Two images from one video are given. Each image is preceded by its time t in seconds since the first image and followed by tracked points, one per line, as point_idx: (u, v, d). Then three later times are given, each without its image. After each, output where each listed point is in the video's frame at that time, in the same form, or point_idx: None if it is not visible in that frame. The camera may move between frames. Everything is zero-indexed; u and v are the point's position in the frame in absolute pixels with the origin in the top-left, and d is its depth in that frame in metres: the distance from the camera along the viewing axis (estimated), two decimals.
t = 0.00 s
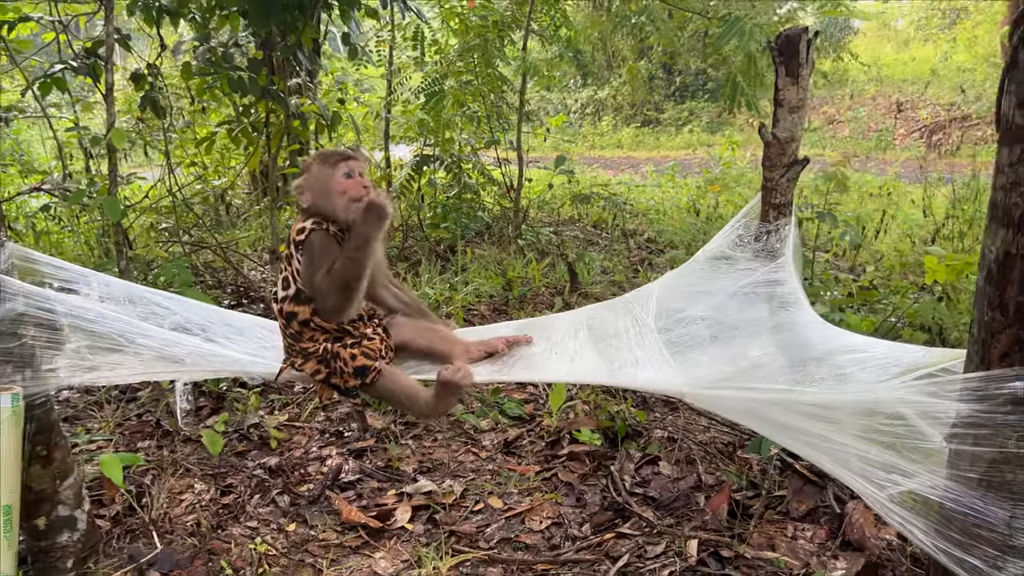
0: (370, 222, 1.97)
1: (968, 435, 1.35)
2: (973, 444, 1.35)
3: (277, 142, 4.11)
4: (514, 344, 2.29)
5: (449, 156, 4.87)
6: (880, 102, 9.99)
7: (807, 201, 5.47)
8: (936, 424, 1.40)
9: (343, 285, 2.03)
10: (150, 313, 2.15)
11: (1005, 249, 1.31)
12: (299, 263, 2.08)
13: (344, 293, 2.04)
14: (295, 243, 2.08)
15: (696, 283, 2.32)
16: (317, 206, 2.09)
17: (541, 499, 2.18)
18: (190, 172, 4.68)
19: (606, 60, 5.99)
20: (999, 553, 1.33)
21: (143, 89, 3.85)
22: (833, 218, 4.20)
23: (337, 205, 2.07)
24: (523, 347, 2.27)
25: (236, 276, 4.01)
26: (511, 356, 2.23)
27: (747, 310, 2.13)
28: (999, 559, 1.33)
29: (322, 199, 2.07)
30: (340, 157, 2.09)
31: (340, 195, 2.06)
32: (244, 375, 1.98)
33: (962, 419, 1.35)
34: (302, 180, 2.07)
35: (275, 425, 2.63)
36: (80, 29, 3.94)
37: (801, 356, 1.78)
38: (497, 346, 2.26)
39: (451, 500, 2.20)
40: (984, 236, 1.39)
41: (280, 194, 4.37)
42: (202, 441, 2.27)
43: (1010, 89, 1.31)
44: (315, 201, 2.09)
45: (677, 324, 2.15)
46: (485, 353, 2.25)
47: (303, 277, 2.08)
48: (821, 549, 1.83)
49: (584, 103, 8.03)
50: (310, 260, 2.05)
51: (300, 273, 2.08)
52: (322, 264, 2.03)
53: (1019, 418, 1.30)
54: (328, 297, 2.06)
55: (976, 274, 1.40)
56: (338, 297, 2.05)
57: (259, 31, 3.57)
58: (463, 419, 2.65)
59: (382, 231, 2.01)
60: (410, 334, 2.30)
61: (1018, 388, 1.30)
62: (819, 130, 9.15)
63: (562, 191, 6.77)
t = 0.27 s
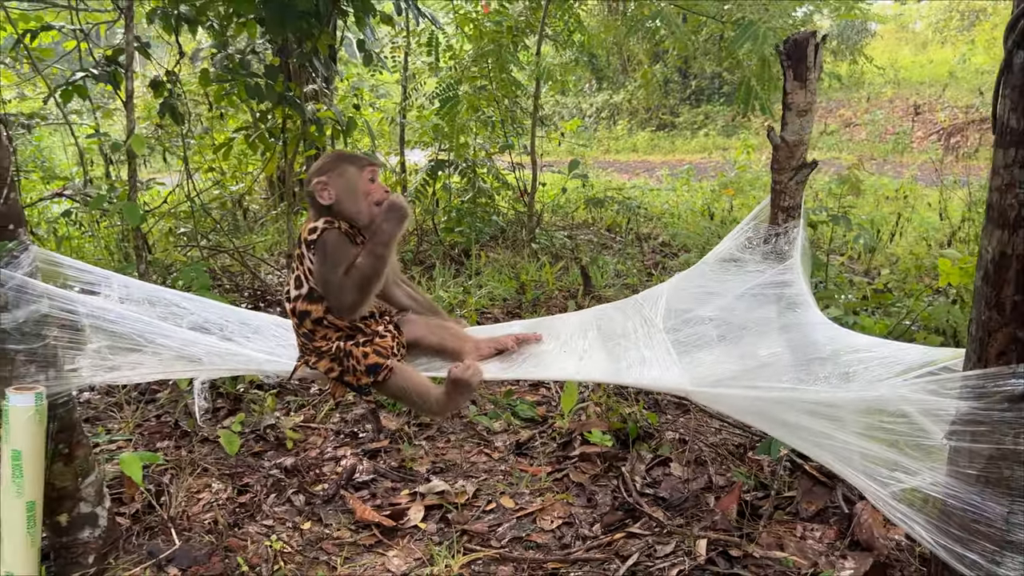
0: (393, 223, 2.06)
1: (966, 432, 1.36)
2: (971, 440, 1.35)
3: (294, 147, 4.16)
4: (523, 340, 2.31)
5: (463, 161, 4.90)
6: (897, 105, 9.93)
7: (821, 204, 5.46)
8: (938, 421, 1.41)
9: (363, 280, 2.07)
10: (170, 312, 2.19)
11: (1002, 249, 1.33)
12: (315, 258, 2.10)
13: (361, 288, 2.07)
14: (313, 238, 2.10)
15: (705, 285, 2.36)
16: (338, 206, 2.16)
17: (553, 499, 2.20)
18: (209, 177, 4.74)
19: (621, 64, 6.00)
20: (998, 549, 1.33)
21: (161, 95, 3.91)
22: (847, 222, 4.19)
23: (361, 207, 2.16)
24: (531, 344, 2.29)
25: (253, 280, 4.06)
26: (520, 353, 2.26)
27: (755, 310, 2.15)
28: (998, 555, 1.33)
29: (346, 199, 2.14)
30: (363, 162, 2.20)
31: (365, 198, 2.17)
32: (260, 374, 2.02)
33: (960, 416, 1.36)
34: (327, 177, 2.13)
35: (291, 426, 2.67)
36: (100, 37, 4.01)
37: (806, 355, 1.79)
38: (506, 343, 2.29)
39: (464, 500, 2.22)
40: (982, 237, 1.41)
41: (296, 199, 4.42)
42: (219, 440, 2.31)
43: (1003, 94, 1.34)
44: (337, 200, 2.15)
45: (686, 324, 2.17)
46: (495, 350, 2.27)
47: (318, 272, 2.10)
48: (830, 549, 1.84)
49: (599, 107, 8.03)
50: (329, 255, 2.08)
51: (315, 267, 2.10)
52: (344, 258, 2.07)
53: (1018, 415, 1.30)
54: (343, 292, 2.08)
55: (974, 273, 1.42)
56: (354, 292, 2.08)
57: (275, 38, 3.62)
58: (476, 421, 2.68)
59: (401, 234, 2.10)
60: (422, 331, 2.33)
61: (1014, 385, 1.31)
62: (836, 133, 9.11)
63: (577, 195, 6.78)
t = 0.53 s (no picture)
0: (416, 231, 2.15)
1: (973, 435, 1.37)
2: (978, 443, 1.36)
3: (308, 153, 4.20)
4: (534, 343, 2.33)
5: (476, 166, 4.93)
6: (912, 108, 9.88)
7: (834, 208, 5.45)
8: (945, 424, 1.42)
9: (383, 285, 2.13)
10: (188, 316, 2.22)
11: (1007, 254, 1.34)
12: (334, 260, 2.13)
13: (380, 292, 2.12)
14: (333, 240, 2.13)
15: (716, 289, 2.40)
16: (358, 213, 2.23)
17: (565, 502, 2.22)
18: (224, 183, 4.78)
19: (634, 68, 6.01)
20: (1005, 551, 1.34)
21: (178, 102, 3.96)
22: (860, 226, 4.18)
23: (379, 215, 2.24)
24: (541, 347, 2.31)
25: (268, 285, 4.10)
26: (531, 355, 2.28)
27: (765, 314, 2.17)
28: (1005, 558, 1.34)
29: (367, 207, 2.22)
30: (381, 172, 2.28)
31: (384, 207, 2.25)
32: (276, 377, 2.04)
33: (968, 419, 1.37)
34: (351, 183, 2.19)
35: (306, 429, 2.70)
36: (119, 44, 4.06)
37: (815, 359, 1.81)
38: (518, 346, 2.30)
39: (476, 502, 2.24)
40: (987, 243, 1.42)
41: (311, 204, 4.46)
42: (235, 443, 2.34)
43: (1007, 101, 1.36)
44: (358, 208, 2.22)
45: (696, 328, 2.19)
46: (506, 353, 2.29)
47: (337, 274, 2.13)
48: (841, 553, 1.85)
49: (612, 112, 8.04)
50: (351, 256, 2.11)
51: (334, 269, 2.13)
52: (366, 261, 2.11)
53: None
54: (363, 294, 2.12)
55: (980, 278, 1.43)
56: (373, 295, 2.12)
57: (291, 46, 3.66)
58: (488, 424, 2.70)
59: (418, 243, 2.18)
60: (435, 334, 2.36)
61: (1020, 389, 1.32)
62: (850, 137, 9.07)
63: (590, 200, 6.79)
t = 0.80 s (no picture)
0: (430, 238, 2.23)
1: (971, 437, 1.38)
2: (976, 445, 1.37)
3: (319, 157, 4.23)
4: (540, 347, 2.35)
5: (487, 170, 4.94)
6: (925, 111, 9.84)
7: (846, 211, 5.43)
8: (945, 426, 1.43)
9: (398, 288, 2.18)
10: (200, 318, 2.26)
11: (1003, 257, 1.35)
12: (350, 263, 2.16)
13: (396, 298, 2.19)
14: (349, 244, 2.17)
15: (722, 293, 2.42)
16: (371, 219, 2.27)
17: (572, 504, 2.23)
18: (237, 187, 4.82)
19: (645, 72, 6.01)
20: (1004, 552, 1.34)
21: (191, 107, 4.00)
22: (871, 230, 4.17)
23: (391, 221, 2.30)
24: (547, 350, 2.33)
25: (280, 288, 4.13)
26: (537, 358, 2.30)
27: (770, 317, 2.19)
28: (1003, 557, 1.34)
29: (381, 213, 2.27)
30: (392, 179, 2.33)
31: (396, 215, 2.30)
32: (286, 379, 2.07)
33: (966, 421, 1.38)
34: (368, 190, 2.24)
35: (316, 431, 2.73)
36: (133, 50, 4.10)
37: (818, 361, 1.82)
38: (524, 348, 2.32)
39: (484, 504, 2.26)
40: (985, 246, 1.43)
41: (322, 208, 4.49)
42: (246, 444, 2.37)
43: (1004, 105, 1.37)
44: (372, 214, 2.27)
45: (701, 331, 2.21)
46: (513, 355, 2.30)
47: (354, 277, 2.16)
48: (847, 555, 1.86)
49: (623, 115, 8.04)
50: (368, 260, 2.15)
51: (351, 273, 2.16)
52: (384, 265, 2.16)
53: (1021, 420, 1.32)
54: (380, 299, 2.17)
55: (979, 282, 1.44)
56: (389, 300, 2.19)
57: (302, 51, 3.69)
58: (497, 427, 2.72)
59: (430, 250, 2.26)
60: (442, 339, 2.38)
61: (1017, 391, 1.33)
62: (862, 140, 9.04)
63: (600, 203, 6.80)
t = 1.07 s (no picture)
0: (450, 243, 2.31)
1: (970, 434, 1.39)
2: (976, 442, 1.38)
3: (328, 160, 4.26)
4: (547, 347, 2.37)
5: (494, 173, 4.97)
6: (934, 114, 9.81)
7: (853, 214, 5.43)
8: (946, 424, 1.44)
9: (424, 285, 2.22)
10: (212, 318, 2.29)
11: (1001, 257, 1.37)
12: (376, 260, 2.17)
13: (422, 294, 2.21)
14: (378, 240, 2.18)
15: (727, 294, 2.43)
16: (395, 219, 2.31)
17: (579, 504, 2.25)
18: (246, 189, 4.86)
19: (652, 75, 6.02)
20: (1004, 548, 1.36)
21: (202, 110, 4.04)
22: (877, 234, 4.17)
23: (411, 224, 2.34)
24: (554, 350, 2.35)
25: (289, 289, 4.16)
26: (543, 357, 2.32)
27: (775, 318, 2.21)
28: (1002, 554, 1.36)
29: (405, 214, 2.31)
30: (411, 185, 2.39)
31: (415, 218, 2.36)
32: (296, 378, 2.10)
33: (966, 419, 1.39)
34: (398, 191, 2.29)
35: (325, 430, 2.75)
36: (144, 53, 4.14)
37: (822, 361, 1.84)
38: (531, 348, 2.33)
39: (491, 503, 2.28)
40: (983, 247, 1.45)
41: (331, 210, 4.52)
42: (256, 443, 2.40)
43: (1003, 107, 1.39)
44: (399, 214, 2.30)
45: (706, 331, 2.23)
46: (520, 355, 2.32)
47: (379, 275, 2.17)
48: (851, 554, 1.87)
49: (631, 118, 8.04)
50: (396, 258, 2.17)
51: (379, 269, 2.17)
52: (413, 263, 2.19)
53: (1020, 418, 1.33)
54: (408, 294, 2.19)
55: (978, 282, 1.45)
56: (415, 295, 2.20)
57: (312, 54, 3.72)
58: (505, 427, 2.74)
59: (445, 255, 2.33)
60: (449, 338, 2.40)
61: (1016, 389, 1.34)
62: (870, 143, 9.03)
63: (608, 206, 6.80)
